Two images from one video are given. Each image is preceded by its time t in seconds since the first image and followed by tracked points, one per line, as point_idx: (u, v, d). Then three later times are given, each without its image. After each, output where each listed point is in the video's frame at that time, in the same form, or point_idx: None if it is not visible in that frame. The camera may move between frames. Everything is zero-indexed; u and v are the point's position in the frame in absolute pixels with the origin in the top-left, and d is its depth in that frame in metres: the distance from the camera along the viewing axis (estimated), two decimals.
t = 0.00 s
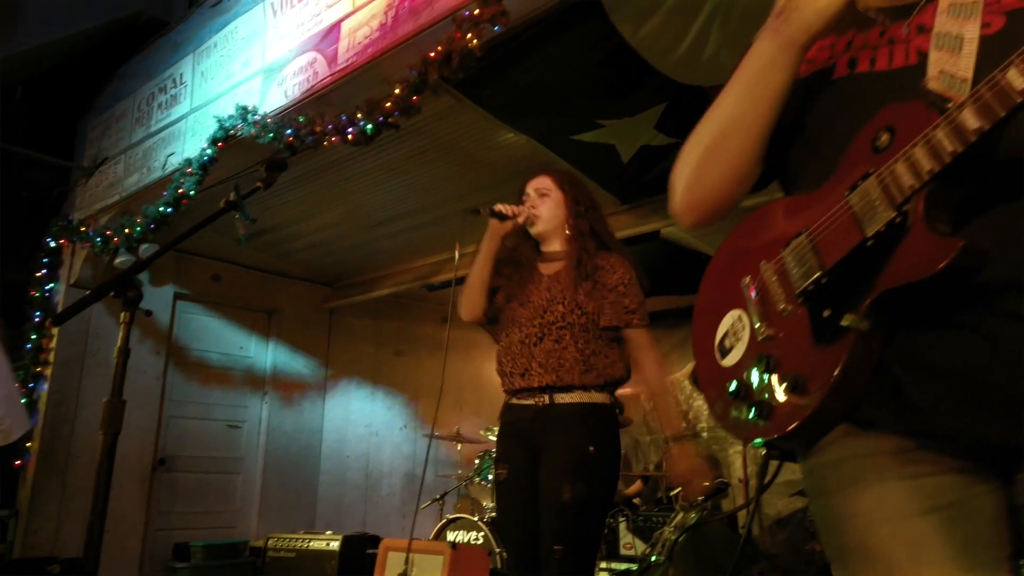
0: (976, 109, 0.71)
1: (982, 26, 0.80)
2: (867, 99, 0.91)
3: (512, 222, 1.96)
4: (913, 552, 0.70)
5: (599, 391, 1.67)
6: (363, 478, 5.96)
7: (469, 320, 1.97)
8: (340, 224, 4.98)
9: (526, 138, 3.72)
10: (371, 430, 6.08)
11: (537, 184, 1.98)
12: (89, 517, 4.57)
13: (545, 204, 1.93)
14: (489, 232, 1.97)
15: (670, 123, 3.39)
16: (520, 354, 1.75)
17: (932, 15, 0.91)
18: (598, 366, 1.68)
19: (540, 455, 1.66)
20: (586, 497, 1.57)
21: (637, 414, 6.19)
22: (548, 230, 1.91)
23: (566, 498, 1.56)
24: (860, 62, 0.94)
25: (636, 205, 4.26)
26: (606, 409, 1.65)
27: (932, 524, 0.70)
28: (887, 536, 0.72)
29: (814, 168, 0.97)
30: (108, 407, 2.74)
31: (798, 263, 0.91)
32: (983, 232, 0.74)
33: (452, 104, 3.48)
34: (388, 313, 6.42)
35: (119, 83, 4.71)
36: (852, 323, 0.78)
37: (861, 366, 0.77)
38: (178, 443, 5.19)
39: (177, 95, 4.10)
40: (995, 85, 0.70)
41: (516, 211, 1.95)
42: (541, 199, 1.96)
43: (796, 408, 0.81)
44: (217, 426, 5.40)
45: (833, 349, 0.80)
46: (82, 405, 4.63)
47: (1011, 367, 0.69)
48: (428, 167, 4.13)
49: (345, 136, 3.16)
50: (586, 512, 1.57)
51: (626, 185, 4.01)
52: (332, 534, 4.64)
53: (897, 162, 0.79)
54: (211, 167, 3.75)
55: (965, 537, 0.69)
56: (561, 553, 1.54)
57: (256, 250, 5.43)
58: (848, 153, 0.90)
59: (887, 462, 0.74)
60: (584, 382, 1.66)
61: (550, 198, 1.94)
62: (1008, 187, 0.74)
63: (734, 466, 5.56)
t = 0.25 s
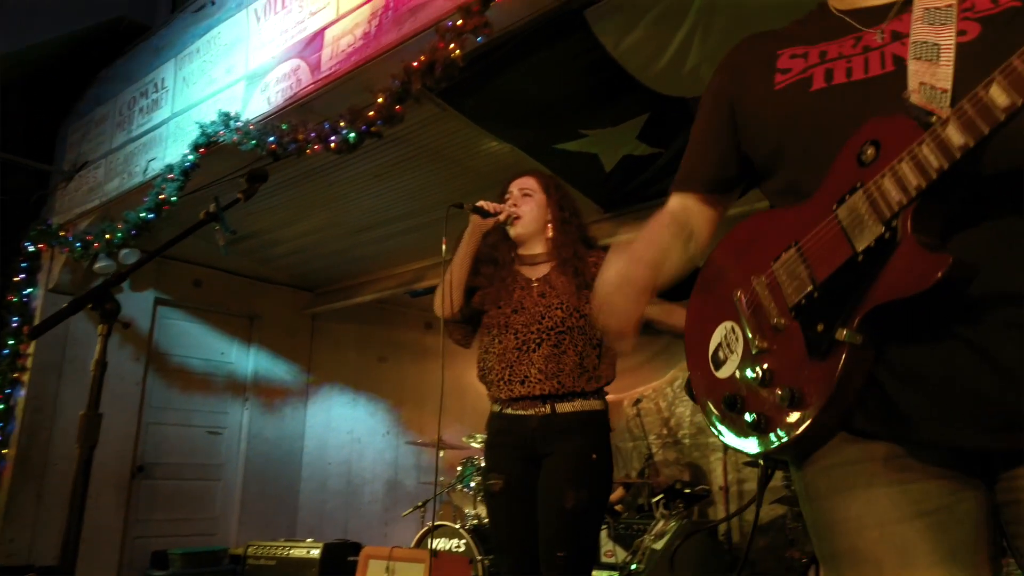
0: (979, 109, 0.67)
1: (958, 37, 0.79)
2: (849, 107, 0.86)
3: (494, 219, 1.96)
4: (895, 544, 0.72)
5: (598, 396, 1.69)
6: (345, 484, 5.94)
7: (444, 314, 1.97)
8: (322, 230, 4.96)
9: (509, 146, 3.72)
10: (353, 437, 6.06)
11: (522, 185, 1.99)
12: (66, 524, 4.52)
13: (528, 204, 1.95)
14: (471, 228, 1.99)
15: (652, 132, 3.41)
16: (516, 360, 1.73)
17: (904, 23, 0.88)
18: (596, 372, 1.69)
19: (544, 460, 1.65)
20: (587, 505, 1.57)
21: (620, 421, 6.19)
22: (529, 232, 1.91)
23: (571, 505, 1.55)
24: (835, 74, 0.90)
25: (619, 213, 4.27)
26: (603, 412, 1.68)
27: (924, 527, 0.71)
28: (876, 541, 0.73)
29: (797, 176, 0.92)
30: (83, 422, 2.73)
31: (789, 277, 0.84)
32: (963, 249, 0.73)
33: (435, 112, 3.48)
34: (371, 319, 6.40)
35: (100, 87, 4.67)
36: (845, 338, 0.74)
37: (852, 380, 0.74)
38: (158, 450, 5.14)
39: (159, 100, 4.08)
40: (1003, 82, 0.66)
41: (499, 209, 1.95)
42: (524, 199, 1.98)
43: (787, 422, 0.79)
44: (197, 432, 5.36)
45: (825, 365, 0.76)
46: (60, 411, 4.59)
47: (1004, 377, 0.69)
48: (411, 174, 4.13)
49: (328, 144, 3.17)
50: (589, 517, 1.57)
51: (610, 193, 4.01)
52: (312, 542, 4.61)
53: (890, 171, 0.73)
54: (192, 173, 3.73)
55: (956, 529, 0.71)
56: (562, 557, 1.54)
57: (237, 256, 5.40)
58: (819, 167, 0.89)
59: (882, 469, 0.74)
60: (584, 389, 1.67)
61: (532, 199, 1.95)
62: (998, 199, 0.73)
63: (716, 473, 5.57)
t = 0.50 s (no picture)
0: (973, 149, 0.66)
1: (946, 49, 0.78)
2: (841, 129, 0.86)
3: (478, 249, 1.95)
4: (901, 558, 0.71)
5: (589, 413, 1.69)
6: (322, 490, 5.91)
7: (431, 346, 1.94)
8: (300, 236, 4.94)
9: (488, 154, 3.74)
10: (331, 443, 6.03)
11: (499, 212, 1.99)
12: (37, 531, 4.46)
13: (508, 229, 1.94)
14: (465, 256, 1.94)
15: (629, 142, 3.43)
16: (506, 384, 1.69)
17: (895, 30, 0.87)
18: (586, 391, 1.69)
19: (534, 481, 1.62)
20: (577, 521, 1.58)
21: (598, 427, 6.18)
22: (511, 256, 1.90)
23: (567, 518, 1.55)
24: (828, 89, 0.89)
25: (598, 221, 4.29)
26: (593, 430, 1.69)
27: (922, 539, 0.71)
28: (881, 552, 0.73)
29: (793, 193, 0.92)
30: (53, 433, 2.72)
31: (788, 301, 0.86)
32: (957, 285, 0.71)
33: (415, 120, 3.49)
34: (350, 324, 6.39)
35: (76, 89, 4.63)
36: (839, 369, 0.74)
37: (849, 403, 0.75)
38: (132, 456, 5.09)
39: (136, 104, 4.05)
40: (996, 125, 0.65)
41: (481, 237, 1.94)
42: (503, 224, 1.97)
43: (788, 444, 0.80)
44: (172, 438, 5.32)
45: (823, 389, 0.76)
46: (32, 416, 4.54)
47: (1003, 397, 0.67)
48: (390, 181, 4.14)
49: (309, 152, 3.16)
50: (578, 532, 1.58)
51: (588, 201, 4.04)
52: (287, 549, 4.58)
53: (888, 206, 0.74)
54: (169, 178, 3.71)
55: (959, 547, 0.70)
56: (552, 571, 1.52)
57: (215, 260, 5.36)
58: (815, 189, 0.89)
59: (886, 483, 0.74)
60: (577, 408, 1.66)
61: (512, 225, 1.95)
62: (994, 236, 0.70)
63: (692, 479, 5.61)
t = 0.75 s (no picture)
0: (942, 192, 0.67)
1: (953, 92, 0.82)
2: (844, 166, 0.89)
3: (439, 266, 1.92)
4: None
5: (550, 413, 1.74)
6: (289, 497, 5.86)
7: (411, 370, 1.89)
8: (269, 240, 4.91)
9: (460, 163, 3.75)
10: (299, 448, 5.99)
11: (453, 223, 2.00)
12: None
13: (465, 241, 1.96)
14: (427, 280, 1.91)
15: (598, 154, 3.45)
16: (466, 389, 1.77)
17: (905, 68, 0.90)
18: (546, 391, 1.75)
19: (493, 485, 1.67)
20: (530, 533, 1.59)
21: (567, 433, 6.18)
22: (472, 267, 1.92)
23: (519, 528, 1.58)
24: (834, 126, 0.92)
25: (567, 231, 4.32)
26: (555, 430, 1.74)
27: None
28: None
29: (800, 231, 0.95)
30: (8, 442, 2.67)
31: (778, 336, 0.86)
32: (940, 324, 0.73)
33: (383, 127, 3.49)
34: (319, 329, 6.34)
35: (41, 90, 4.56)
36: (820, 399, 0.75)
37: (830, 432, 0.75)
38: (94, 462, 5.01)
39: (102, 106, 4.00)
40: (972, 162, 0.65)
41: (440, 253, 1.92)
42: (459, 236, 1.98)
43: (765, 468, 0.81)
44: (136, 444, 5.24)
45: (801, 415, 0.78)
46: None
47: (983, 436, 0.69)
48: (361, 188, 4.13)
49: (276, 159, 3.16)
50: (536, 541, 1.60)
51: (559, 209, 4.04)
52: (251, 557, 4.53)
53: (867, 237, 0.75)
54: (135, 182, 3.66)
55: None
56: None
57: (182, 264, 5.31)
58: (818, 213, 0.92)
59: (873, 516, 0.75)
60: (536, 408, 1.72)
61: (468, 235, 1.97)
62: (975, 275, 0.74)
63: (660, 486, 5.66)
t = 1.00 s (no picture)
0: (905, 203, 0.74)
1: (930, 95, 0.89)
2: (824, 170, 0.96)
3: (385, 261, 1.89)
4: None
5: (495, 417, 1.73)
6: (245, 504, 5.78)
7: (350, 366, 1.94)
8: (228, 244, 4.85)
9: (422, 169, 3.75)
10: (256, 454, 5.92)
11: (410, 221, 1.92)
12: None
13: (419, 242, 1.90)
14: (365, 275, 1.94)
15: (560, 163, 3.47)
16: (405, 393, 1.79)
17: (887, 72, 0.97)
18: (489, 395, 1.74)
19: (440, 489, 1.69)
20: (477, 537, 1.60)
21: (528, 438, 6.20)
22: (420, 269, 1.87)
23: (465, 535, 1.59)
24: (817, 126, 0.99)
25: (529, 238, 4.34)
26: (502, 433, 1.73)
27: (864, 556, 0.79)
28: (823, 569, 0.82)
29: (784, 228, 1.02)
30: None
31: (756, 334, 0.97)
32: (906, 328, 0.81)
33: (344, 132, 3.49)
34: (278, 333, 6.27)
35: None
36: (790, 399, 0.85)
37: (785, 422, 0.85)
38: (43, 468, 4.88)
39: (56, 105, 3.93)
40: (930, 171, 0.72)
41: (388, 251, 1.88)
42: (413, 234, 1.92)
43: (741, 466, 0.92)
44: (87, 450, 5.13)
45: (773, 419, 0.88)
46: None
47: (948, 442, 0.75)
48: (322, 192, 4.11)
49: (232, 162, 3.14)
50: (482, 544, 1.60)
51: (519, 219, 4.02)
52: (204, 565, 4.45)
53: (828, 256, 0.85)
54: (89, 183, 3.60)
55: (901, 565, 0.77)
56: None
57: (139, 266, 5.22)
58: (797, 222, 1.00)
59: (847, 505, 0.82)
60: (477, 413, 1.71)
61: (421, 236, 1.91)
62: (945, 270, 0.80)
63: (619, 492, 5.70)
